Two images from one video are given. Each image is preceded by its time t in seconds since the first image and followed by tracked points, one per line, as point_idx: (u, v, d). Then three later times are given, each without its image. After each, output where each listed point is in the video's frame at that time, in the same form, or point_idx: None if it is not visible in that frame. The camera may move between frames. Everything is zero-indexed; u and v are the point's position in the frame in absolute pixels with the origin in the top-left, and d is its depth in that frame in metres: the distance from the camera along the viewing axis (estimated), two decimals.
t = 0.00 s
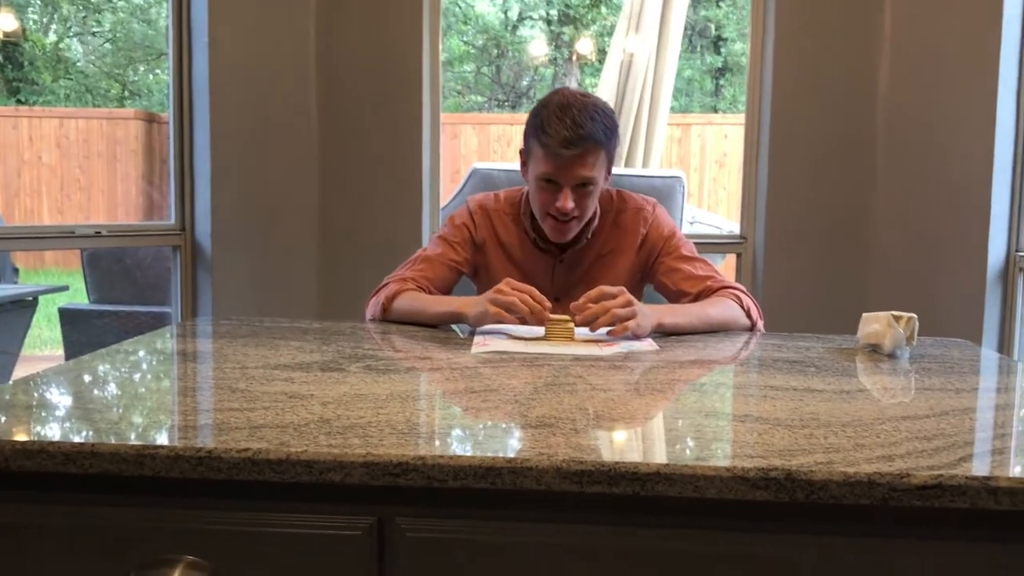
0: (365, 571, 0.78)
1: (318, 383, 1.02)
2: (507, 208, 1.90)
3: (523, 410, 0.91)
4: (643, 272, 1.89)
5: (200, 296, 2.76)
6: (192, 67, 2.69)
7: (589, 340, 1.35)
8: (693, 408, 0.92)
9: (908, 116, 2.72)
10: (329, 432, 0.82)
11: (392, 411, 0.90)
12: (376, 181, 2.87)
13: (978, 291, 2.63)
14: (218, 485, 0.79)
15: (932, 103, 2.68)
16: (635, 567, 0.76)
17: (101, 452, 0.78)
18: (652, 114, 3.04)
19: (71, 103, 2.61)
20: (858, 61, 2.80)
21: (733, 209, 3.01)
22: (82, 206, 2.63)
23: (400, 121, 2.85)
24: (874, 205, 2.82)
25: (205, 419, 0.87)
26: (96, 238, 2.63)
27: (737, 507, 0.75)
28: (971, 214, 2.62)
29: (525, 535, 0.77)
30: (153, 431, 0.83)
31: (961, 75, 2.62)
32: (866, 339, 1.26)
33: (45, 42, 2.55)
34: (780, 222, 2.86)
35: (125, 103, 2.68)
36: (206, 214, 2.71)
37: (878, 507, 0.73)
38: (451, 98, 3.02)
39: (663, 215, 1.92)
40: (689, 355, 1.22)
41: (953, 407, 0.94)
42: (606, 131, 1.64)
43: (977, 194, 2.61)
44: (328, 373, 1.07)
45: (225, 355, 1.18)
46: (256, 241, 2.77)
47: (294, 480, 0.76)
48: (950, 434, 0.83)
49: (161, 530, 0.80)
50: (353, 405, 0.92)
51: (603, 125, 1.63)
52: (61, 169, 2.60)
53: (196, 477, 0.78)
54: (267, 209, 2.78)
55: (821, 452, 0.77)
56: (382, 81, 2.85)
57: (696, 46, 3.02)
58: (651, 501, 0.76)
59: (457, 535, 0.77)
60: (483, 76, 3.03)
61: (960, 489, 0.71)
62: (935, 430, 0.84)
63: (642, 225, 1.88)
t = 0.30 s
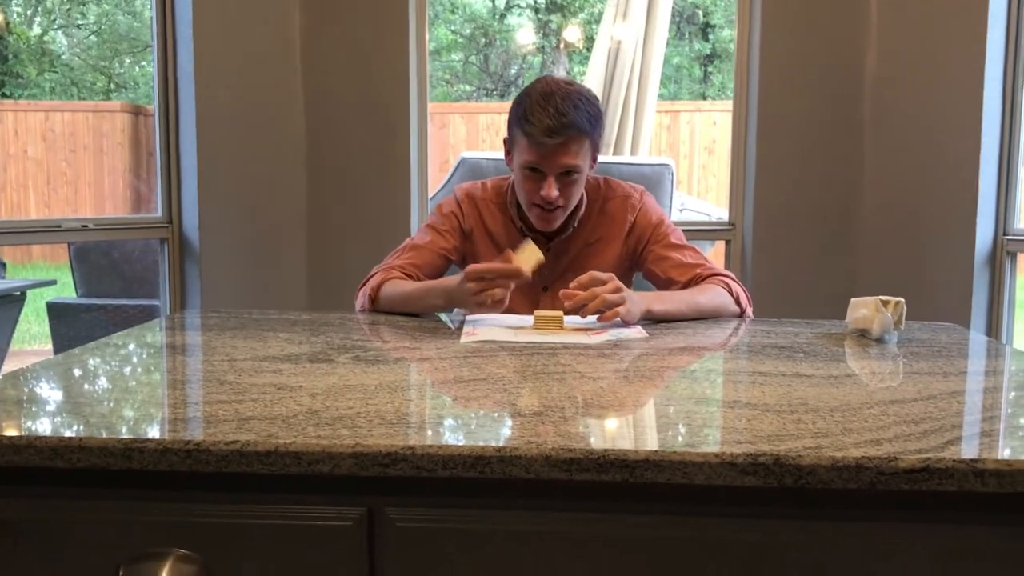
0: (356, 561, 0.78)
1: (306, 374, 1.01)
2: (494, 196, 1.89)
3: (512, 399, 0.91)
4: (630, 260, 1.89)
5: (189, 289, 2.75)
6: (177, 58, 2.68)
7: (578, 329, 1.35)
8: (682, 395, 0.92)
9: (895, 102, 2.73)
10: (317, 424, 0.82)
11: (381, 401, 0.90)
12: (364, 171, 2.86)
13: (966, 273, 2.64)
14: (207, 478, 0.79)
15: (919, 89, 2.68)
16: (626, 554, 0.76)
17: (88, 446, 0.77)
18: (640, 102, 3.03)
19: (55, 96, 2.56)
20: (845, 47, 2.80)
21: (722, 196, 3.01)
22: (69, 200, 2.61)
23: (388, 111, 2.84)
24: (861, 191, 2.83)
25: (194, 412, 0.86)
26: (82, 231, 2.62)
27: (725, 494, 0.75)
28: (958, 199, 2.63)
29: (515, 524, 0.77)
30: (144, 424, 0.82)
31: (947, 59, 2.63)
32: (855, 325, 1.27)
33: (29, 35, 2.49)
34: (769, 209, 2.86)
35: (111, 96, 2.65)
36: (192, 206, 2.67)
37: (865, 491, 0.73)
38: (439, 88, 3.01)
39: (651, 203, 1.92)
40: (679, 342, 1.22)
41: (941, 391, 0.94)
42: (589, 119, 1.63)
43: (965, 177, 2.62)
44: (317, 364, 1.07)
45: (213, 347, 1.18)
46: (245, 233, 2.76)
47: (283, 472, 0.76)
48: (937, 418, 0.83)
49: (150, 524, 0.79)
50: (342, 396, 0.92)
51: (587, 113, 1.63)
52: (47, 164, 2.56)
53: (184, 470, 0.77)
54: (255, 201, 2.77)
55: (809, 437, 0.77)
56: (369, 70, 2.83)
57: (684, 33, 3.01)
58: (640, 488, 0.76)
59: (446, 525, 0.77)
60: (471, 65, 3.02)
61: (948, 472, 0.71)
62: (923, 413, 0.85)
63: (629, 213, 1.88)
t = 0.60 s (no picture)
0: (349, 557, 0.78)
1: (298, 371, 1.01)
2: (485, 189, 1.89)
3: (504, 393, 0.91)
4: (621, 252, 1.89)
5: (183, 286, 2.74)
6: (168, 54, 2.66)
7: (570, 322, 1.35)
8: (674, 387, 0.92)
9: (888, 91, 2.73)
10: (309, 420, 0.82)
11: (373, 397, 0.90)
12: (357, 167, 2.85)
13: (959, 263, 2.65)
14: (198, 475, 0.78)
15: (911, 78, 2.68)
16: (618, 547, 0.76)
17: (79, 445, 0.77)
18: (634, 94, 3.03)
19: (49, 95, 2.57)
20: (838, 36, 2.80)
21: (717, 187, 3.01)
22: (63, 198, 2.61)
23: (381, 105, 2.83)
24: (855, 181, 2.83)
25: (188, 410, 0.86)
26: (75, 230, 2.61)
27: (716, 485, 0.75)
28: (951, 189, 2.64)
29: (507, 518, 0.76)
30: (139, 422, 0.82)
31: (939, 48, 2.62)
32: (848, 315, 1.27)
33: (21, 34, 2.50)
34: (762, 200, 2.86)
35: (103, 94, 2.64)
36: (186, 203, 2.68)
37: (857, 481, 0.74)
38: (432, 82, 3.01)
39: (644, 194, 1.92)
40: (671, 334, 1.22)
41: (933, 380, 0.94)
42: (574, 115, 1.63)
43: (958, 167, 2.62)
44: (309, 360, 1.06)
45: (206, 345, 1.17)
46: (239, 230, 2.75)
47: (274, 469, 0.76)
48: (929, 407, 0.83)
49: (142, 523, 0.79)
50: (334, 392, 0.91)
51: (571, 109, 1.62)
52: (40, 163, 2.57)
53: (175, 468, 0.77)
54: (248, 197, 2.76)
55: (801, 428, 0.77)
56: (361, 65, 2.82)
57: (677, 25, 3.01)
58: (632, 481, 0.76)
59: (439, 520, 0.77)
60: (464, 58, 3.02)
61: (939, 461, 0.71)
62: (915, 403, 0.85)
63: (620, 205, 1.88)
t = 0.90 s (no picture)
0: (348, 556, 0.78)
1: (296, 371, 1.01)
2: (481, 188, 1.89)
3: (502, 391, 0.91)
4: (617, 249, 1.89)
5: (180, 286, 2.74)
6: (163, 55, 2.65)
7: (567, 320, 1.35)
8: (672, 383, 0.92)
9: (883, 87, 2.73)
10: (307, 420, 0.82)
11: (371, 396, 0.90)
12: (353, 166, 2.85)
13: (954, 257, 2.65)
14: (197, 476, 0.79)
15: (906, 73, 2.69)
16: (617, 543, 0.76)
17: (78, 447, 0.77)
18: (629, 91, 3.03)
19: (44, 96, 2.57)
20: (833, 32, 2.80)
21: (713, 184, 3.02)
22: (59, 200, 2.61)
23: (377, 104, 2.83)
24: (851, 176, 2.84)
25: (187, 410, 0.86)
26: (70, 232, 2.61)
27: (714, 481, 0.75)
28: (946, 183, 2.64)
29: (506, 515, 0.77)
30: (139, 422, 0.82)
31: (933, 43, 2.63)
32: (844, 310, 1.27)
33: (15, 35, 2.51)
34: (758, 196, 2.87)
35: (99, 95, 2.64)
36: (181, 204, 2.68)
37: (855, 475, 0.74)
38: (428, 81, 3.01)
39: (640, 192, 1.93)
40: (668, 331, 1.23)
41: (929, 375, 0.94)
42: (566, 116, 1.62)
43: (953, 161, 2.62)
44: (307, 360, 1.07)
45: (205, 346, 1.17)
46: (235, 231, 2.75)
47: (273, 469, 0.76)
48: (925, 402, 0.83)
49: (142, 524, 0.79)
50: (332, 392, 0.92)
51: (563, 109, 1.61)
52: (36, 165, 2.57)
53: (175, 469, 0.77)
54: (244, 197, 2.76)
55: (798, 424, 0.77)
56: (356, 64, 2.82)
57: (672, 22, 3.01)
58: (630, 477, 0.76)
59: (438, 518, 0.77)
60: (460, 57, 3.02)
61: (936, 455, 0.71)
62: (911, 398, 0.85)
63: (615, 203, 1.88)
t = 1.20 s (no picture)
0: (342, 559, 0.77)
1: (290, 374, 1.01)
2: (475, 190, 1.89)
3: (497, 393, 0.91)
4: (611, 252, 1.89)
5: (174, 289, 2.73)
6: (157, 57, 2.65)
7: (562, 322, 1.35)
8: (667, 385, 0.92)
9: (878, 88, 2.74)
10: (301, 423, 0.82)
11: (365, 399, 0.90)
12: (347, 168, 2.85)
13: (949, 259, 2.65)
14: (190, 479, 0.78)
15: (899, 75, 2.70)
16: (612, 545, 0.76)
17: (71, 450, 0.77)
18: (624, 94, 3.04)
19: (38, 99, 2.56)
20: (826, 34, 2.81)
21: (708, 186, 3.02)
22: (54, 203, 2.60)
23: (371, 106, 2.82)
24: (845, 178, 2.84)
25: (181, 414, 0.86)
26: (64, 235, 2.59)
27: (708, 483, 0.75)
28: (940, 184, 2.65)
29: (500, 517, 0.76)
30: (132, 426, 0.82)
31: (926, 45, 2.64)
32: (839, 312, 1.27)
33: (9, 37, 2.50)
34: (753, 198, 2.87)
35: (93, 98, 2.63)
36: (176, 206, 2.67)
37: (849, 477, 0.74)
38: (423, 83, 3.01)
39: (636, 194, 1.93)
40: (662, 334, 1.22)
41: (924, 376, 0.94)
42: (558, 120, 1.62)
43: (948, 163, 2.62)
44: (301, 363, 1.06)
45: (198, 349, 1.17)
46: (231, 234, 2.75)
47: (266, 473, 0.76)
48: (919, 403, 0.83)
49: (135, 528, 0.79)
50: (326, 395, 0.91)
51: (555, 112, 1.61)
52: (30, 167, 2.56)
53: (167, 473, 0.77)
54: (238, 200, 2.76)
55: (792, 425, 0.77)
56: (351, 67, 2.82)
57: (667, 24, 3.01)
58: (625, 480, 0.76)
59: (432, 520, 0.77)
60: (455, 59, 3.02)
61: (929, 457, 0.71)
62: (905, 399, 0.85)
63: (610, 205, 1.88)
